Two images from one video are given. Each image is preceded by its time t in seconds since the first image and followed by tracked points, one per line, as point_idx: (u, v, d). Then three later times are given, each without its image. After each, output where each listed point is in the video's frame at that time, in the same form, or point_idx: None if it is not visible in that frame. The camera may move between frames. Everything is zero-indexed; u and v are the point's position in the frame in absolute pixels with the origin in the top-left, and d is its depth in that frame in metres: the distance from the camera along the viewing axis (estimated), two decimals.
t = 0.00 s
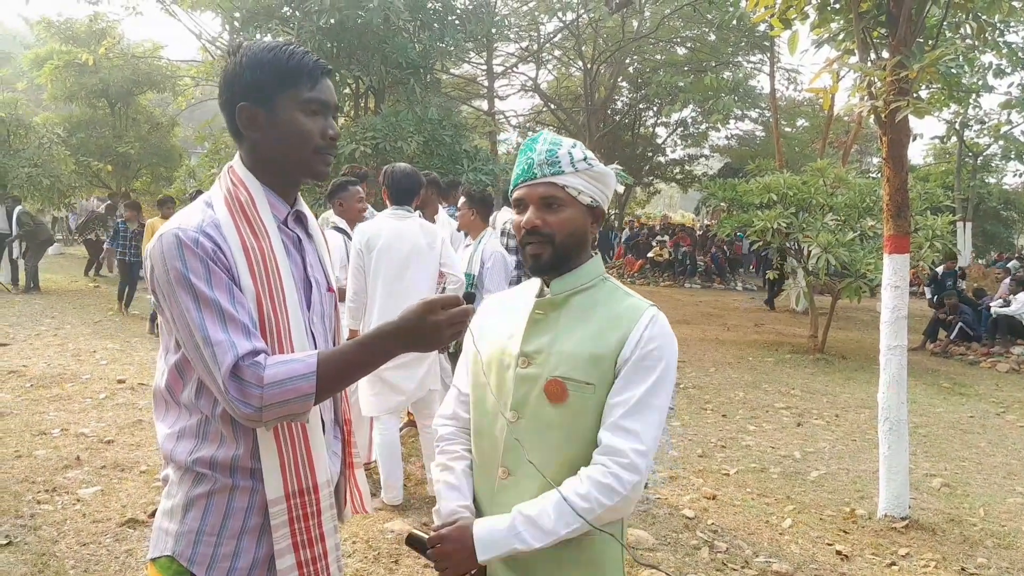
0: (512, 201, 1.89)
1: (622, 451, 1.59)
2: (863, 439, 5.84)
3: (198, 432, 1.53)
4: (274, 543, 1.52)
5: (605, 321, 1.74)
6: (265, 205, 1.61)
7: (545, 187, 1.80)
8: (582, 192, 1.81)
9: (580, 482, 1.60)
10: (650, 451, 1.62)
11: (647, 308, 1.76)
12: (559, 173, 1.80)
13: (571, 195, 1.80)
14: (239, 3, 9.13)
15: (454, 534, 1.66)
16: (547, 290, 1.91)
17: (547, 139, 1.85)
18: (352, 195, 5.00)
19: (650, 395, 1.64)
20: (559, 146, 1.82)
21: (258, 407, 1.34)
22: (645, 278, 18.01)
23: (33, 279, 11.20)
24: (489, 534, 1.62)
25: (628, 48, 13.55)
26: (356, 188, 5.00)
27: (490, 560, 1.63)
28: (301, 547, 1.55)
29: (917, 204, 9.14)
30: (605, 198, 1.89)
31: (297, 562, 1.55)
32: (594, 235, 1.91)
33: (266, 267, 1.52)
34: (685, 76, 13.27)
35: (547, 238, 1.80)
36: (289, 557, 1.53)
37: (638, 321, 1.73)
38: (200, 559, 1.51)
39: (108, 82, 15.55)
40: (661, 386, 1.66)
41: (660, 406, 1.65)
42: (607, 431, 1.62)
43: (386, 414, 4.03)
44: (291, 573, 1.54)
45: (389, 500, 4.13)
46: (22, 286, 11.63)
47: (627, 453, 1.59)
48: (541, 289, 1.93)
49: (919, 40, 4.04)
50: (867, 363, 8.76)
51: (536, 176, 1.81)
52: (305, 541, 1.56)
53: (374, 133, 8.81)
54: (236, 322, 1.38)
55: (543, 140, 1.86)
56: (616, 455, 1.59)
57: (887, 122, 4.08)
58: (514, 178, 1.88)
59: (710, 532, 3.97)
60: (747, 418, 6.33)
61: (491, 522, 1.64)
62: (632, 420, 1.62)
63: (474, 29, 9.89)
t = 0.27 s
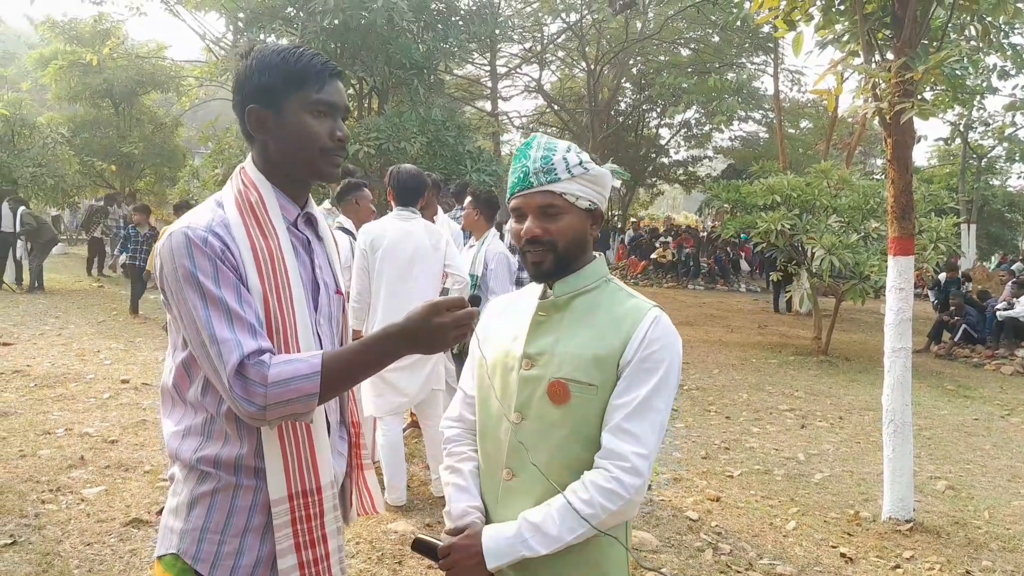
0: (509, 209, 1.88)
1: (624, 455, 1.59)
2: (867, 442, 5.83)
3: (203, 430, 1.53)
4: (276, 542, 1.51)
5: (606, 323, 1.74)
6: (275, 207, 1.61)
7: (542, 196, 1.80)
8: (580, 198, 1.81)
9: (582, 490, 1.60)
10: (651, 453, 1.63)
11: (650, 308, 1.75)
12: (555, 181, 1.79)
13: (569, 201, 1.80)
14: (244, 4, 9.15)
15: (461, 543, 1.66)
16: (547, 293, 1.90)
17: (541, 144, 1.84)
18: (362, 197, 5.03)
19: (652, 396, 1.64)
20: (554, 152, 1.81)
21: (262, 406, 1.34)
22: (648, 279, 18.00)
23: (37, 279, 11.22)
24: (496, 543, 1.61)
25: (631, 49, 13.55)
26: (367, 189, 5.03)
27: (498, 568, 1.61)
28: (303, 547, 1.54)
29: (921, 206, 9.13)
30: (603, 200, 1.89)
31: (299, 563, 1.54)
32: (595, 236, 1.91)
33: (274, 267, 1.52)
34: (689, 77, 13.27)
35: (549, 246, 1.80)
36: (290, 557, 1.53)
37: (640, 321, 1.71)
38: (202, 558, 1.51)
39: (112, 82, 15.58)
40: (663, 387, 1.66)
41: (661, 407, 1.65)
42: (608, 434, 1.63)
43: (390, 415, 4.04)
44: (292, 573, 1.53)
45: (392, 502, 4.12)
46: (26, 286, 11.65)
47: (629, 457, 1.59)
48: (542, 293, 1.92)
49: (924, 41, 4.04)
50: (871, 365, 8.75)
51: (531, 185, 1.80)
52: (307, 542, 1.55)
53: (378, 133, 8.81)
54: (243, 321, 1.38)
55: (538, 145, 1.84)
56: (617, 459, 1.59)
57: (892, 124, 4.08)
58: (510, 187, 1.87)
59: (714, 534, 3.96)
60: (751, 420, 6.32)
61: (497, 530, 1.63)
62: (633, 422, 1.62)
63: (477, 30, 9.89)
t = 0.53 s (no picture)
0: (515, 206, 1.87)
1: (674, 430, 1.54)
2: (870, 443, 5.81)
3: (206, 428, 1.54)
4: (275, 541, 1.51)
5: (605, 323, 1.74)
6: (286, 209, 1.62)
7: (555, 193, 1.79)
8: (589, 198, 1.82)
9: (623, 456, 1.52)
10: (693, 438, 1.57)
11: (648, 305, 1.75)
12: (569, 179, 1.79)
13: (580, 200, 1.81)
14: (247, 6, 9.18)
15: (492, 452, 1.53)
16: (547, 293, 1.90)
17: (551, 142, 1.82)
18: (365, 197, 5.04)
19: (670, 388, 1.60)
20: (566, 150, 1.81)
21: (266, 403, 1.34)
22: (651, 281, 18.00)
23: (40, 280, 11.25)
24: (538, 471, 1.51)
25: (634, 50, 13.56)
26: (370, 190, 5.05)
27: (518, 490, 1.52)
28: (301, 547, 1.54)
29: (925, 207, 9.12)
30: (606, 202, 1.89)
31: (297, 563, 1.54)
32: (597, 238, 1.91)
33: (282, 268, 1.53)
34: (693, 78, 13.28)
35: (559, 244, 1.79)
36: (288, 556, 1.53)
37: (636, 322, 1.71)
38: (203, 556, 1.51)
39: (117, 84, 15.64)
40: (678, 378, 1.63)
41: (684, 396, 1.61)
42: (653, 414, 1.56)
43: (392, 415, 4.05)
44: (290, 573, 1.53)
45: (395, 502, 4.12)
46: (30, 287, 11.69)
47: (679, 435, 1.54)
48: (542, 293, 1.92)
49: (928, 42, 4.03)
50: (874, 366, 8.74)
51: (545, 182, 1.79)
52: (305, 542, 1.55)
53: (381, 134, 8.82)
54: (249, 319, 1.39)
55: (547, 143, 1.83)
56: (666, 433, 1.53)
57: (896, 125, 4.07)
58: (518, 184, 1.85)
59: (716, 536, 3.95)
60: (754, 421, 6.31)
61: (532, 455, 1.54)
62: (668, 407, 1.57)
63: (481, 31, 9.90)
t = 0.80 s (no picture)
0: (515, 206, 1.86)
1: (665, 440, 1.54)
2: (870, 445, 5.82)
3: (207, 425, 1.54)
4: (272, 539, 1.51)
5: (604, 324, 1.74)
6: (292, 208, 1.62)
7: (556, 193, 1.79)
8: (589, 199, 1.82)
9: (614, 474, 1.51)
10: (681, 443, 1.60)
11: (647, 307, 1.76)
12: (570, 179, 1.79)
13: (580, 200, 1.80)
14: (248, 5, 9.18)
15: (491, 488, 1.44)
16: (546, 293, 1.90)
17: (552, 142, 1.82)
18: (364, 197, 5.03)
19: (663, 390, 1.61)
20: (568, 151, 1.80)
21: (266, 400, 1.34)
22: (651, 281, 18.00)
23: (41, 279, 11.24)
24: (532, 500, 1.47)
25: (635, 51, 13.56)
26: (369, 190, 5.04)
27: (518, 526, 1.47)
28: (298, 546, 1.54)
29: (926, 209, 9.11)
30: (607, 203, 1.89)
31: (294, 561, 1.53)
32: (596, 238, 1.91)
33: (286, 266, 1.53)
34: (694, 79, 13.27)
35: (558, 244, 1.79)
36: (286, 554, 1.52)
37: (636, 321, 1.72)
38: (200, 553, 1.51)
39: (118, 83, 15.64)
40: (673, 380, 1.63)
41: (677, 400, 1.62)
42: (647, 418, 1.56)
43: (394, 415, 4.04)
44: (287, 572, 1.53)
45: (395, 502, 4.12)
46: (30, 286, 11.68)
47: (668, 445, 1.55)
48: (540, 294, 1.92)
49: (929, 44, 4.03)
50: (875, 368, 8.73)
51: (546, 181, 1.79)
52: (303, 541, 1.54)
53: (382, 134, 8.82)
54: (252, 315, 1.39)
55: (549, 143, 1.83)
56: (657, 442, 1.54)
57: (898, 126, 4.06)
58: (519, 184, 1.84)
59: (717, 537, 3.96)
60: (754, 423, 6.31)
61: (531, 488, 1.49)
62: (663, 410, 1.57)
63: (482, 31, 9.89)
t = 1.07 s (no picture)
0: (519, 203, 1.87)
1: (628, 451, 1.59)
2: (876, 444, 5.80)
3: (215, 422, 1.55)
4: (277, 537, 1.51)
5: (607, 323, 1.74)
6: (301, 207, 1.62)
7: (559, 189, 1.79)
8: (593, 196, 1.81)
9: (581, 497, 1.58)
10: (658, 449, 1.62)
11: (650, 307, 1.76)
12: (572, 175, 1.79)
13: (583, 197, 1.80)
14: (253, 5, 9.20)
15: (466, 543, 1.65)
16: (550, 291, 1.90)
17: (558, 139, 1.83)
18: (367, 196, 5.03)
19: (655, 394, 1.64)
20: (572, 148, 1.81)
21: (269, 398, 1.35)
22: (655, 280, 17.98)
23: (47, 278, 11.27)
24: (500, 538, 1.60)
25: (640, 49, 13.54)
26: (372, 188, 5.04)
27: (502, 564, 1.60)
28: (303, 544, 1.53)
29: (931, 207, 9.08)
30: (612, 201, 1.89)
31: (299, 559, 1.53)
32: (600, 236, 1.91)
33: (293, 264, 1.53)
34: (698, 77, 13.25)
35: (559, 240, 1.79)
36: (290, 553, 1.52)
37: (640, 319, 1.73)
38: (207, 549, 1.52)
39: (123, 83, 15.69)
40: (667, 383, 1.66)
41: (665, 405, 1.65)
42: (614, 431, 1.63)
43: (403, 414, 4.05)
44: (292, 570, 1.52)
45: (400, 501, 4.12)
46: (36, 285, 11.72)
47: (635, 453, 1.59)
48: (544, 291, 1.91)
49: (935, 42, 4.01)
50: (880, 367, 8.71)
51: (548, 178, 1.79)
52: (308, 539, 1.54)
53: (386, 133, 8.83)
54: (257, 314, 1.39)
55: (554, 140, 1.83)
56: (624, 455, 1.59)
57: (903, 124, 4.05)
58: (523, 181, 1.85)
59: (721, 536, 3.95)
60: (759, 422, 6.30)
61: (501, 526, 1.62)
62: (639, 420, 1.62)
63: (486, 30, 9.87)
